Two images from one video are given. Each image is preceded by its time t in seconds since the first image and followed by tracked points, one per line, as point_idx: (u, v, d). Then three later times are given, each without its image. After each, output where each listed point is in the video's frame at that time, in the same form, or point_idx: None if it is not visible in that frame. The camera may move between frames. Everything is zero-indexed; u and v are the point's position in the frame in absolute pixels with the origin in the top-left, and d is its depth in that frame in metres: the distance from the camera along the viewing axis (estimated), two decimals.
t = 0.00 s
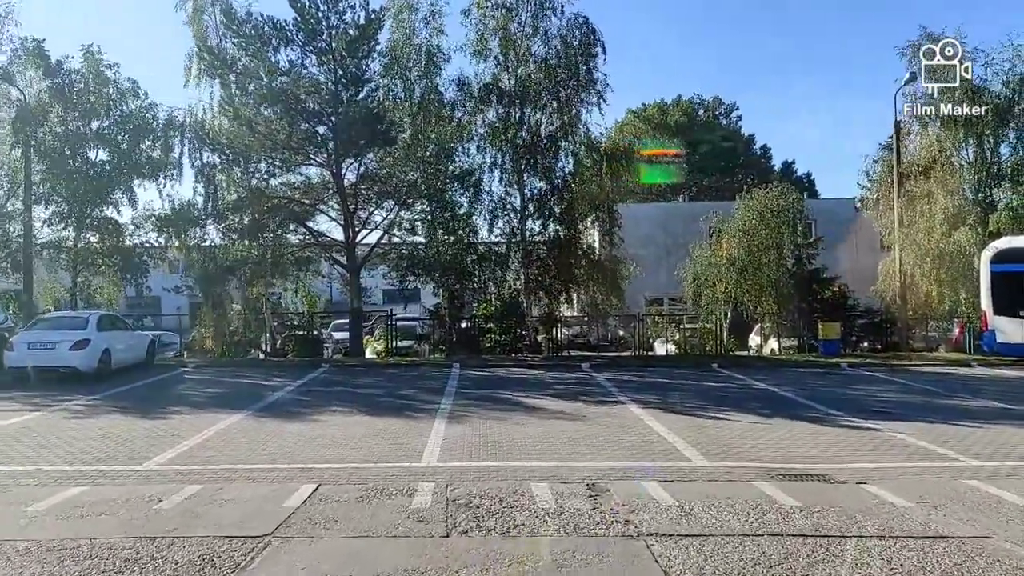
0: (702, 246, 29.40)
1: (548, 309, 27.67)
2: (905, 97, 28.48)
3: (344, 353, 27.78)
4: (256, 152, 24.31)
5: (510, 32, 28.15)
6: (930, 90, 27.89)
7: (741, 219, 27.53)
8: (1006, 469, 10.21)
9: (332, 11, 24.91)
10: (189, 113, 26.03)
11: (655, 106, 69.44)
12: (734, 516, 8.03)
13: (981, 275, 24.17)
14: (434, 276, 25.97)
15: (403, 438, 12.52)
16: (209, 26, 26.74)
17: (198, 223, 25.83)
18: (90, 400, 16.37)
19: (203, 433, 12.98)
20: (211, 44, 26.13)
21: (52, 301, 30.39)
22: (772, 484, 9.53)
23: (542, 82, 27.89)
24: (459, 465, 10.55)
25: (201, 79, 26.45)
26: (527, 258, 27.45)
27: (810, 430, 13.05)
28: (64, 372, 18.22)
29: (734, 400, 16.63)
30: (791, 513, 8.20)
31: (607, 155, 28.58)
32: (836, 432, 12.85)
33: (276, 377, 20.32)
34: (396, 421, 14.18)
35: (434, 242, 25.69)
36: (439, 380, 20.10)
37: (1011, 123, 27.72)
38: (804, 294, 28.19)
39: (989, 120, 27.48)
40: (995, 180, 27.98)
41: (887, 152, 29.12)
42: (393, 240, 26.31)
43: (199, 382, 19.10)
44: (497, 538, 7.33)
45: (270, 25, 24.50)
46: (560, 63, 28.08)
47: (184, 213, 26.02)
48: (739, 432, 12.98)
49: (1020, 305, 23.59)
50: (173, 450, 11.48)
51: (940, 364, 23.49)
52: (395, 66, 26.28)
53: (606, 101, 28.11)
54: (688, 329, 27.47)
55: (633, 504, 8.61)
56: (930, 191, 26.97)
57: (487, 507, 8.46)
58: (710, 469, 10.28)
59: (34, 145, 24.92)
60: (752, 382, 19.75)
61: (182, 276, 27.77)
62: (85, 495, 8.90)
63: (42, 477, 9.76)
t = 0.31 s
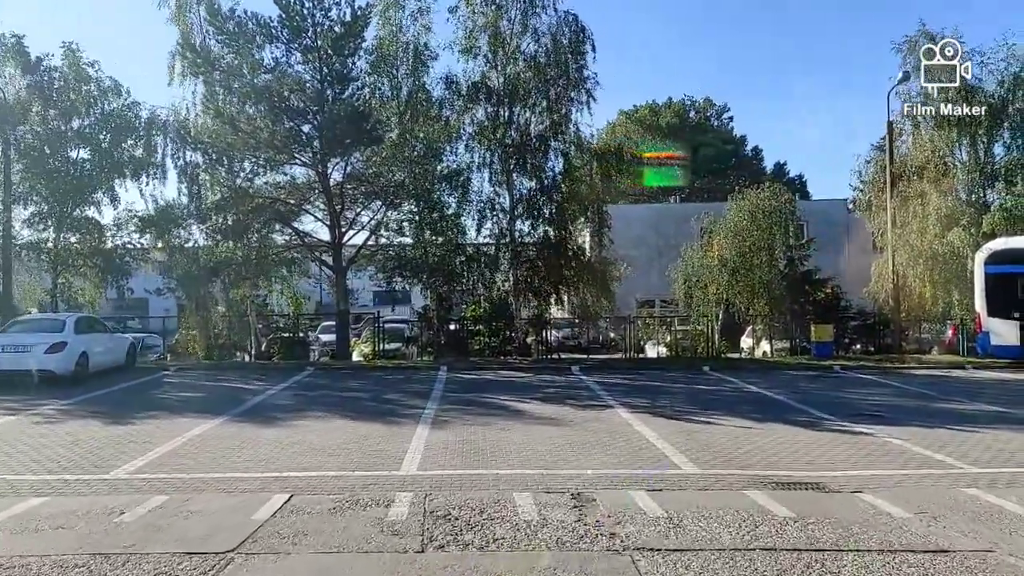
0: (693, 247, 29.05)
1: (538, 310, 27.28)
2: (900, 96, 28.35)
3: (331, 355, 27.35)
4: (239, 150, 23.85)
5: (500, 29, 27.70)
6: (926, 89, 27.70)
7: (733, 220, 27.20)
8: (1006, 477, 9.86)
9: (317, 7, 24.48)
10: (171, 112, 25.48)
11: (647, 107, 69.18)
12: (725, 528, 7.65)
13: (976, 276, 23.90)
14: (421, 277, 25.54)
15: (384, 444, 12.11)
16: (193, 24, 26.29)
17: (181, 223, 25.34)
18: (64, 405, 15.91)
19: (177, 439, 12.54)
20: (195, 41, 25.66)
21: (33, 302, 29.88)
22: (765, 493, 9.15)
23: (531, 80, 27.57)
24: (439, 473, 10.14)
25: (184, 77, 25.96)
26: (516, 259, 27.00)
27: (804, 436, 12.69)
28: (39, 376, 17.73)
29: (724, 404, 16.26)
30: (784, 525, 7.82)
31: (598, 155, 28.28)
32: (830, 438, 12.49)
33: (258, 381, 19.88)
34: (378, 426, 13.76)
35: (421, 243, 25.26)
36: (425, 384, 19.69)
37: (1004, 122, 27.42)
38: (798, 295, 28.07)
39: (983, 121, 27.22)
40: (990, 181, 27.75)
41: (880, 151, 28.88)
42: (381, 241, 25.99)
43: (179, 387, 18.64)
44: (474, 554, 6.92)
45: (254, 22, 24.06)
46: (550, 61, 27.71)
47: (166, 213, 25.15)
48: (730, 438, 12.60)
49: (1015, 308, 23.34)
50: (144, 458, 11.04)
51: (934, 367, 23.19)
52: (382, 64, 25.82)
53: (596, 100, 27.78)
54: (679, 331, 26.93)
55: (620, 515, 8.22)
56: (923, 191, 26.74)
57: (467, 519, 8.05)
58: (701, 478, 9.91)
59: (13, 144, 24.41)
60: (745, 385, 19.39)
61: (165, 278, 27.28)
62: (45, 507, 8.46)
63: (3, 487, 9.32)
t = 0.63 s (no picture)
0: (684, 247, 28.69)
1: (527, 311, 26.82)
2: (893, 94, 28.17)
3: (315, 358, 26.89)
4: (221, 147, 23.38)
5: (487, 25, 27.35)
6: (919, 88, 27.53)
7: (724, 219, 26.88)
8: (1005, 484, 9.49)
9: (301, 3, 24.06)
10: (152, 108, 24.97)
11: (638, 108, 68.91)
12: (713, 541, 7.23)
13: (971, 275, 23.61)
14: (407, 277, 25.10)
15: (361, 450, 11.66)
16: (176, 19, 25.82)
17: (162, 223, 24.86)
18: (34, 409, 15.39)
19: (147, 445, 12.06)
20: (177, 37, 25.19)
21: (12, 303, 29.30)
22: (755, 502, 8.74)
23: (520, 77, 27.21)
24: (416, 481, 9.70)
25: (166, 74, 25.48)
26: (505, 258, 26.59)
27: (795, 440, 12.29)
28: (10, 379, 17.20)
29: (714, 407, 15.86)
30: (776, 537, 7.41)
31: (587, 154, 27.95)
32: (823, 442, 12.10)
33: (238, 384, 19.39)
34: (357, 431, 13.31)
35: (407, 242, 24.83)
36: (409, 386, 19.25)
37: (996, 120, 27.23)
38: (789, 296, 27.77)
39: (975, 120, 27.12)
40: (984, 179, 27.46)
41: (872, 149, 28.63)
42: (368, 241, 25.59)
43: (156, 390, 18.14)
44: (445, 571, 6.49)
45: (237, 17, 23.63)
46: (538, 58, 27.39)
47: (144, 212, 24.50)
48: (720, 442, 12.19)
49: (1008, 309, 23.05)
50: (109, 465, 10.57)
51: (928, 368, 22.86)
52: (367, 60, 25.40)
53: (585, 97, 27.46)
54: (670, 332, 26.54)
55: (603, 527, 7.79)
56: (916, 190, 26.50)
57: (441, 531, 7.63)
58: (689, 485, 9.49)
59: None
60: (735, 388, 19.00)
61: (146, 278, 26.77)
62: None
63: None
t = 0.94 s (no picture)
0: (669, 245, 28.32)
1: (510, 309, 26.45)
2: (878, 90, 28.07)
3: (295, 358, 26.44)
4: (194, 143, 22.89)
5: (469, 19, 27.02)
6: (905, 83, 27.49)
7: (710, 217, 26.61)
8: (996, 487, 9.18)
9: None
10: (124, 103, 24.42)
11: (624, 107, 68.71)
12: (695, 552, 6.87)
13: (957, 275, 23.46)
14: (388, 276, 24.66)
15: (332, 454, 11.25)
16: (151, 13, 25.26)
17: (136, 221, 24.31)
18: None
19: (108, 450, 11.60)
20: (151, 30, 24.65)
21: None
22: (739, 509, 8.39)
23: (502, 72, 26.88)
24: (386, 487, 9.29)
25: (140, 69, 24.95)
26: (486, 257, 26.32)
27: (780, 442, 11.96)
28: None
29: (698, 408, 15.53)
30: (761, 547, 7.04)
31: (570, 152, 27.69)
32: (808, 444, 11.77)
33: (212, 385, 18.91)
34: (330, 434, 12.88)
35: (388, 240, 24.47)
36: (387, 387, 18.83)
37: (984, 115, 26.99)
38: (775, 294, 27.43)
39: (961, 117, 27.09)
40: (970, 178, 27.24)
41: (857, 145, 28.47)
42: (349, 240, 25.16)
43: (126, 392, 17.64)
44: None
45: (212, 9, 23.18)
46: (521, 54, 27.03)
47: (117, 210, 23.98)
48: (703, 445, 11.85)
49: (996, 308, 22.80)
50: (65, 472, 10.10)
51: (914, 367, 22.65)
52: (346, 51, 24.85)
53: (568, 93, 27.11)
54: (655, 331, 26.04)
55: (580, 536, 7.41)
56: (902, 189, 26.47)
57: (407, 542, 7.22)
58: (670, 491, 9.12)
59: None
60: (719, 387, 18.70)
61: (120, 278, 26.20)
62: None
63: None
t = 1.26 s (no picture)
0: (648, 243, 28.01)
1: (488, 308, 26.11)
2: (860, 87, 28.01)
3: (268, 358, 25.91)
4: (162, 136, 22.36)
5: (444, 12, 26.50)
6: (886, 79, 27.43)
7: (690, 215, 26.30)
8: (978, 492, 8.89)
9: None
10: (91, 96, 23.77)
11: (605, 104, 68.43)
12: (667, 565, 6.50)
13: (938, 274, 23.34)
14: (362, 273, 24.15)
15: (294, 458, 10.81)
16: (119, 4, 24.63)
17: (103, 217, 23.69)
18: None
19: (60, 454, 11.09)
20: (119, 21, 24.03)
21: None
22: (714, 516, 8.03)
23: (478, 66, 26.48)
24: (347, 494, 8.85)
25: (107, 60, 24.32)
26: (463, 254, 25.83)
27: (757, 445, 11.64)
28: None
29: (675, 408, 15.21)
30: (736, 558, 6.69)
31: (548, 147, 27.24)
32: (787, 447, 11.46)
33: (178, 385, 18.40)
34: (295, 436, 12.44)
35: (363, 237, 24.00)
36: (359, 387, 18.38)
37: (967, 112, 26.83)
38: (754, 292, 26.64)
39: (941, 113, 26.89)
40: (949, 175, 27.07)
41: (838, 143, 28.36)
42: (325, 238, 24.72)
43: (88, 392, 17.08)
44: None
45: None
46: (498, 48, 26.63)
47: (83, 205, 23.34)
48: (679, 447, 11.51)
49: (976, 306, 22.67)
50: (11, 479, 9.60)
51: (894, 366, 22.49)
52: (319, 44, 24.35)
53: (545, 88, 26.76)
54: (634, 330, 25.91)
55: (547, 547, 7.02)
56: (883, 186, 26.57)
57: (364, 555, 6.81)
58: (644, 497, 8.75)
59: None
60: (697, 387, 18.40)
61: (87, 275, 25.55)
62: None
63: None
